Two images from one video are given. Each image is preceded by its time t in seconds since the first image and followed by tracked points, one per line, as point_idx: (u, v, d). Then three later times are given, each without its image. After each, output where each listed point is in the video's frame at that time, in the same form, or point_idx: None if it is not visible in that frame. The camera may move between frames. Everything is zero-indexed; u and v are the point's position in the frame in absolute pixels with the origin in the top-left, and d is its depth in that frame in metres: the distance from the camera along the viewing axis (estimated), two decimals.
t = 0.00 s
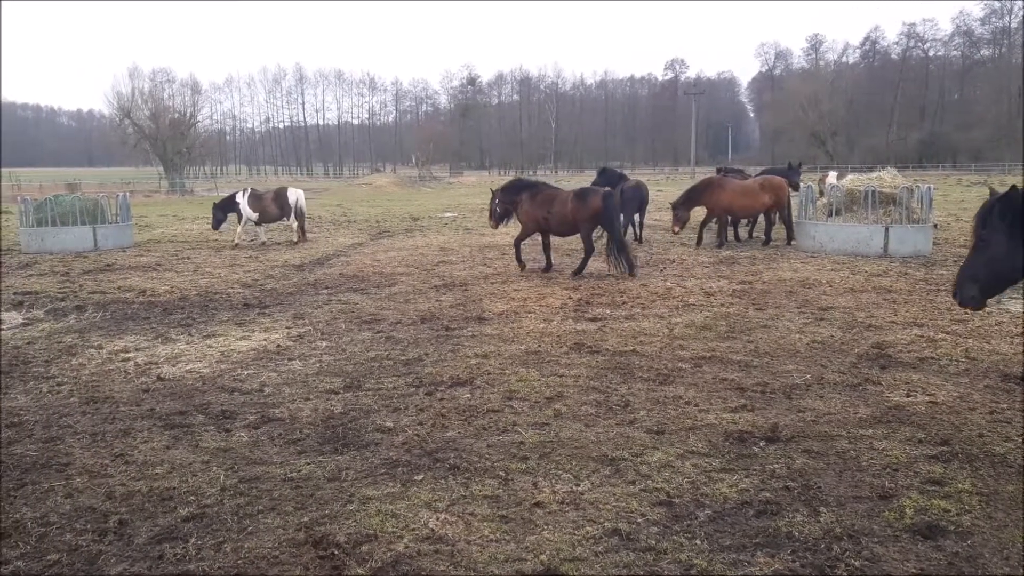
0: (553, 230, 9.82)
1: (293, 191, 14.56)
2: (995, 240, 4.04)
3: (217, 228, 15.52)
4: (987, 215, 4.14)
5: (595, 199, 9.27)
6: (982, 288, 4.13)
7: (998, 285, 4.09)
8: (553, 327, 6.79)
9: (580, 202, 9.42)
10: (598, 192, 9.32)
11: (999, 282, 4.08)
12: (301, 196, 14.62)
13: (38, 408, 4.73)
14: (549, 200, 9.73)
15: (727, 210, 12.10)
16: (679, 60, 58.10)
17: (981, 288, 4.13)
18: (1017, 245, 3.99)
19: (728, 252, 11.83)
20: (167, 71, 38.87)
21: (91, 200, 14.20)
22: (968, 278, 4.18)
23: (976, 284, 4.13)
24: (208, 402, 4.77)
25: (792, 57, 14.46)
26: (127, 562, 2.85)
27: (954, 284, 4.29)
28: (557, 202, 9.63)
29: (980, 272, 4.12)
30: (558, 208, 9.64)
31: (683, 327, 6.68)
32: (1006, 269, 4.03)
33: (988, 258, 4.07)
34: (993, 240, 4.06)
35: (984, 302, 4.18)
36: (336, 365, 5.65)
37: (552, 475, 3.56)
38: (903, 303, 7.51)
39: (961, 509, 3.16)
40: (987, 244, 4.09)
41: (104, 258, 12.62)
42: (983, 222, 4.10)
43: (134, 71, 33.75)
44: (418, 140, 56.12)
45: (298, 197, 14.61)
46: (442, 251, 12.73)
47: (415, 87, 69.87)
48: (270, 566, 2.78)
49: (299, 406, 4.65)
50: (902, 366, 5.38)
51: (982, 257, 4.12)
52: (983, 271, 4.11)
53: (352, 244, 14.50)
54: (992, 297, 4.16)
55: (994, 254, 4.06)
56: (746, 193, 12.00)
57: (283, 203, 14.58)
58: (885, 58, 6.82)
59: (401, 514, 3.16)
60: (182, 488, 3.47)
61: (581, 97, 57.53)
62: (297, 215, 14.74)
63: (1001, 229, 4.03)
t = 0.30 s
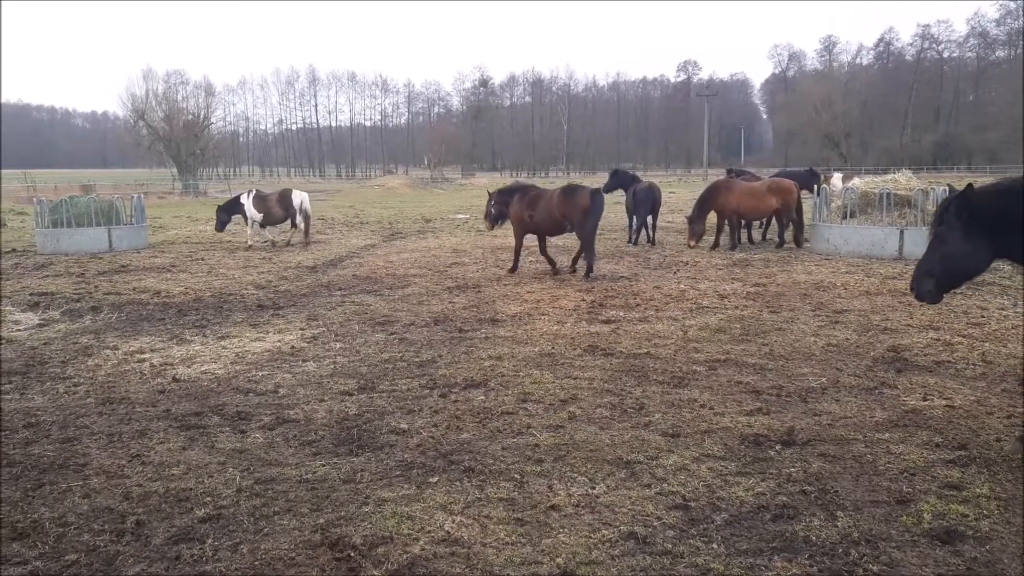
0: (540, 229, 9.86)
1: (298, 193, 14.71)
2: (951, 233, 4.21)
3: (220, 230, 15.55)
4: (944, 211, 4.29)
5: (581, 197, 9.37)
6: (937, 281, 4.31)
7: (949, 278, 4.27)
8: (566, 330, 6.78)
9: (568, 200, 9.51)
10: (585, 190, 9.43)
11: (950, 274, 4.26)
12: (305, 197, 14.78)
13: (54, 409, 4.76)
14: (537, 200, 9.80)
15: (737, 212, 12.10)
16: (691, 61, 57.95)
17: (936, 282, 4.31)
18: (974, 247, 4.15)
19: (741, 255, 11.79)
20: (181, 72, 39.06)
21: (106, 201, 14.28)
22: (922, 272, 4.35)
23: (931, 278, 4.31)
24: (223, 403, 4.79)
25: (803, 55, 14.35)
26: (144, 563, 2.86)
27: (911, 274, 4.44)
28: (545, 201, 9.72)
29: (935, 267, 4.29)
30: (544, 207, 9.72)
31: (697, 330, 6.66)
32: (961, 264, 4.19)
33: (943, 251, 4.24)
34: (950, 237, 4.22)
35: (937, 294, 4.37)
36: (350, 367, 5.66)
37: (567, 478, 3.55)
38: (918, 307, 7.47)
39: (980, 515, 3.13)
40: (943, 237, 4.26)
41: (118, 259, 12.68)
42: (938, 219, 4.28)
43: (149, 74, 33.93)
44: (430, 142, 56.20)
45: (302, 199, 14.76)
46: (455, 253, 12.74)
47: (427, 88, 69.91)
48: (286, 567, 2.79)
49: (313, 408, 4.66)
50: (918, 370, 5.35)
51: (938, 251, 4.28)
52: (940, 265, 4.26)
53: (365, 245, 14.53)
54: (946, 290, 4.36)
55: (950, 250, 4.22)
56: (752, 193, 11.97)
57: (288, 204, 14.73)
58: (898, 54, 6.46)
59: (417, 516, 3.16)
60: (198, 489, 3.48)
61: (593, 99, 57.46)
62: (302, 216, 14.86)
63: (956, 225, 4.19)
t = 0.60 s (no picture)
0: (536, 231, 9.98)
1: (305, 194, 14.72)
2: (911, 245, 4.04)
3: (217, 228, 15.60)
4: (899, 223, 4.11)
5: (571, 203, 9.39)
6: (902, 294, 4.11)
7: (912, 288, 4.08)
8: (580, 331, 6.78)
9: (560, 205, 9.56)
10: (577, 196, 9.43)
11: (914, 283, 4.07)
12: (313, 198, 14.75)
13: (72, 407, 4.80)
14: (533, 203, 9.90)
15: (750, 217, 12.10)
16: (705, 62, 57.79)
17: (901, 294, 4.11)
18: (932, 254, 4.00)
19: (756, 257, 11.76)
20: (197, 73, 39.31)
21: (123, 201, 14.38)
22: (886, 285, 4.15)
23: (896, 290, 4.11)
24: (238, 402, 4.81)
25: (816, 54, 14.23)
26: (161, 560, 2.88)
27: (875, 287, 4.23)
28: (540, 204, 9.81)
29: (899, 278, 4.10)
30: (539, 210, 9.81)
31: (712, 332, 6.64)
32: (923, 274, 4.03)
33: (905, 263, 4.07)
34: (909, 249, 4.06)
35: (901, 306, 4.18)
36: (365, 367, 5.67)
37: (581, 479, 3.55)
38: (935, 310, 7.42)
39: (997, 519, 3.11)
40: (903, 250, 4.09)
41: (135, 258, 12.76)
42: (896, 231, 4.13)
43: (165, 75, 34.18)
44: (444, 143, 56.29)
45: (309, 199, 14.77)
46: (469, 254, 12.75)
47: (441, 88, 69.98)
48: (302, 566, 2.79)
49: (328, 408, 4.67)
50: (935, 373, 5.31)
51: (899, 263, 4.12)
52: (904, 275, 4.08)
53: (379, 246, 14.56)
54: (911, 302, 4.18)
55: (910, 263, 4.06)
56: (763, 197, 11.94)
57: (295, 205, 14.76)
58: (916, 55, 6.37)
59: (431, 516, 3.17)
60: (214, 487, 3.50)
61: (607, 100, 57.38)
62: (310, 217, 14.88)
63: (913, 238, 4.05)
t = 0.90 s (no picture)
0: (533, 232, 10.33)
1: (310, 195, 14.93)
2: (870, 244, 4.12)
3: (226, 225, 15.65)
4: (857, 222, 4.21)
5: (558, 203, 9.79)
6: (857, 291, 4.21)
7: (871, 285, 4.18)
8: (592, 333, 6.77)
9: (549, 205, 9.97)
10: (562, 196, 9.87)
11: (873, 280, 4.17)
12: (317, 200, 14.94)
13: (86, 404, 4.83)
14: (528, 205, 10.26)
15: (762, 218, 12.07)
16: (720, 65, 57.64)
17: (856, 292, 4.20)
18: (890, 252, 4.10)
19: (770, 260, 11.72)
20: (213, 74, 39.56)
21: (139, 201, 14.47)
22: (841, 283, 4.23)
23: (851, 287, 4.20)
24: (251, 401, 4.83)
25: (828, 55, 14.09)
26: (173, 558, 2.89)
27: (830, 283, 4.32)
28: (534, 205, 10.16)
29: (855, 273, 4.20)
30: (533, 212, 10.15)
31: (724, 334, 6.63)
32: (879, 271, 4.12)
33: (863, 262, 4.16)
34: (868, 247, 4.14)
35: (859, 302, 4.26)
36: (376, 367, 5.68)
37: (592, 482, 3.55)
38: (950, 314, 7.37)
39: (1010, 525, 3.08)
40: (862, 248, 4.19)
41: (150, 258, 12.84)
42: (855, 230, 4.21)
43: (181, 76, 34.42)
44: (458, 144, 56.36)
45: (314, 200, 14.96)
46: (481, 255, 12.77)
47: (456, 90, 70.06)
48: (312, 565, 2.80)
49: (339, 408, 4.69)
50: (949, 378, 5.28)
51: (858, 260, 4.20)
52: (862, 271, 4.17)
53: (392, 247, 14.59)
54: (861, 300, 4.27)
55: (869, 261, 4.15)
56: (774, 198, 11.90)
57: (300, 206, 15.00)
58: (934, 58, 6.29)
59: (441, 516, 3.17)
60: (225, 486, 3.51)
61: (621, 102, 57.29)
62: (313, 219, 15.06)
63: (872, 237, 4.13)
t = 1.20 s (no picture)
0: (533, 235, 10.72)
1: (314, 196, 15.06)
2: (828, 242, 4.11)
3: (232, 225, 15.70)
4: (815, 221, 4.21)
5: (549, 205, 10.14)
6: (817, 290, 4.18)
7: (829, 284, 4.16)
8: (603, 335, 6.77)
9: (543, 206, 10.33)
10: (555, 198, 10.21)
11: (832, 280, 4.15)
12: (322, 199, 15.04)
13: (98, 403, 4.86)
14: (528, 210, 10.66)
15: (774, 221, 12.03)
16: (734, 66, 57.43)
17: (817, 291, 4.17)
18: (848, 250, 4.08)
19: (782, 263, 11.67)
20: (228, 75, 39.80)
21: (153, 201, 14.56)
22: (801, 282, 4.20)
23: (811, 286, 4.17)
24: (262, 401, 4.85)
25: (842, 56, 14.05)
26: (182, 557, 2.91)
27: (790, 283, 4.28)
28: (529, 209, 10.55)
29: (815, 272, 4.16)
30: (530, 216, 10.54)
31: (736, 337, 6.61)
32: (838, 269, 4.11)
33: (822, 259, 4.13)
34: (825, 244, 4.13)
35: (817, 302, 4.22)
36: (387, 368, 5.69)
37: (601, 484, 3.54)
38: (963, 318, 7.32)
39: (1022, 531, 3.06)
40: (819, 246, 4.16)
41: (164, 257, 12.91)
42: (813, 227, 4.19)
43: (196, 76, 34.64)
44: (471, 146, 56.44)
45: (318, 202, 15.10)
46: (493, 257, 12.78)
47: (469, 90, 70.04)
48: (321, 565, 2.81)
49: (350, 408, 4.70)
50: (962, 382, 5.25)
51: (816, 258, 4.17)
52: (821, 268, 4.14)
53: (405, 248, 14.61)
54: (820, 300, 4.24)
55: (827, 258, 4.13)
56: (785, 201, 11.85)
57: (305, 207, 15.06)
58: (949, 61, 6.26)
59: (450, 517, 3.18)
60: (235, 485, 3.53)
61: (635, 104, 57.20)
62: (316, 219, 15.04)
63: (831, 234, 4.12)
